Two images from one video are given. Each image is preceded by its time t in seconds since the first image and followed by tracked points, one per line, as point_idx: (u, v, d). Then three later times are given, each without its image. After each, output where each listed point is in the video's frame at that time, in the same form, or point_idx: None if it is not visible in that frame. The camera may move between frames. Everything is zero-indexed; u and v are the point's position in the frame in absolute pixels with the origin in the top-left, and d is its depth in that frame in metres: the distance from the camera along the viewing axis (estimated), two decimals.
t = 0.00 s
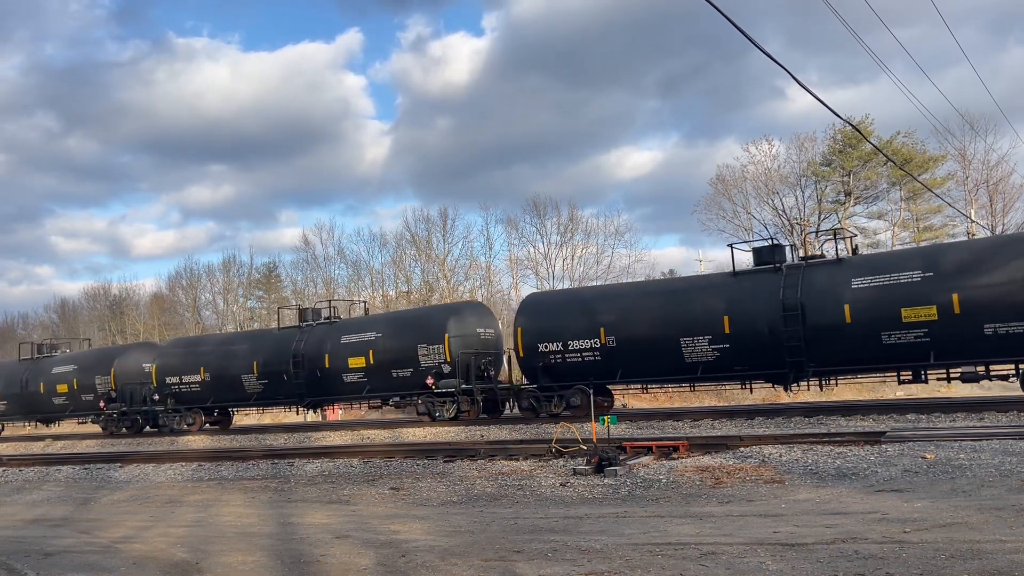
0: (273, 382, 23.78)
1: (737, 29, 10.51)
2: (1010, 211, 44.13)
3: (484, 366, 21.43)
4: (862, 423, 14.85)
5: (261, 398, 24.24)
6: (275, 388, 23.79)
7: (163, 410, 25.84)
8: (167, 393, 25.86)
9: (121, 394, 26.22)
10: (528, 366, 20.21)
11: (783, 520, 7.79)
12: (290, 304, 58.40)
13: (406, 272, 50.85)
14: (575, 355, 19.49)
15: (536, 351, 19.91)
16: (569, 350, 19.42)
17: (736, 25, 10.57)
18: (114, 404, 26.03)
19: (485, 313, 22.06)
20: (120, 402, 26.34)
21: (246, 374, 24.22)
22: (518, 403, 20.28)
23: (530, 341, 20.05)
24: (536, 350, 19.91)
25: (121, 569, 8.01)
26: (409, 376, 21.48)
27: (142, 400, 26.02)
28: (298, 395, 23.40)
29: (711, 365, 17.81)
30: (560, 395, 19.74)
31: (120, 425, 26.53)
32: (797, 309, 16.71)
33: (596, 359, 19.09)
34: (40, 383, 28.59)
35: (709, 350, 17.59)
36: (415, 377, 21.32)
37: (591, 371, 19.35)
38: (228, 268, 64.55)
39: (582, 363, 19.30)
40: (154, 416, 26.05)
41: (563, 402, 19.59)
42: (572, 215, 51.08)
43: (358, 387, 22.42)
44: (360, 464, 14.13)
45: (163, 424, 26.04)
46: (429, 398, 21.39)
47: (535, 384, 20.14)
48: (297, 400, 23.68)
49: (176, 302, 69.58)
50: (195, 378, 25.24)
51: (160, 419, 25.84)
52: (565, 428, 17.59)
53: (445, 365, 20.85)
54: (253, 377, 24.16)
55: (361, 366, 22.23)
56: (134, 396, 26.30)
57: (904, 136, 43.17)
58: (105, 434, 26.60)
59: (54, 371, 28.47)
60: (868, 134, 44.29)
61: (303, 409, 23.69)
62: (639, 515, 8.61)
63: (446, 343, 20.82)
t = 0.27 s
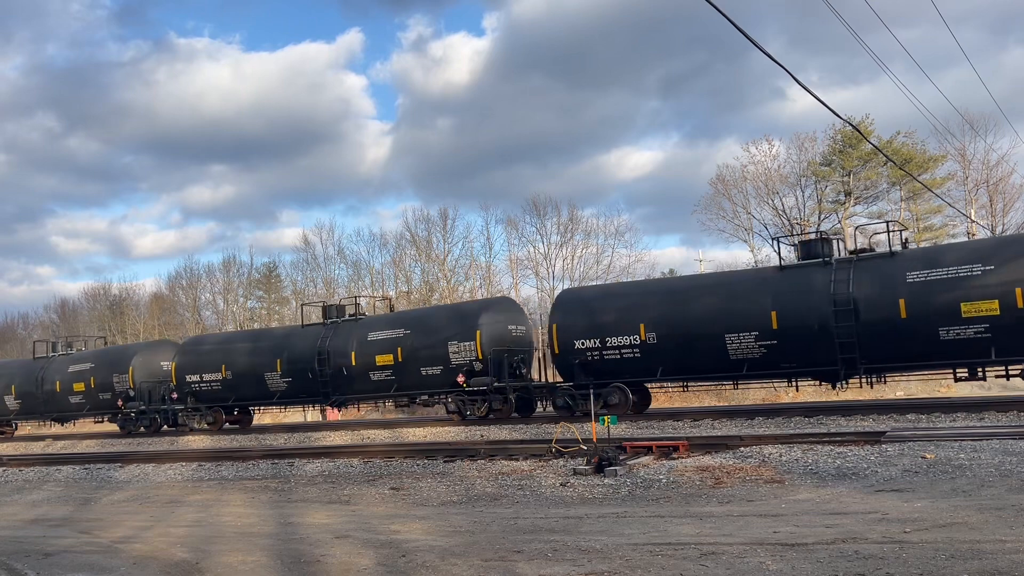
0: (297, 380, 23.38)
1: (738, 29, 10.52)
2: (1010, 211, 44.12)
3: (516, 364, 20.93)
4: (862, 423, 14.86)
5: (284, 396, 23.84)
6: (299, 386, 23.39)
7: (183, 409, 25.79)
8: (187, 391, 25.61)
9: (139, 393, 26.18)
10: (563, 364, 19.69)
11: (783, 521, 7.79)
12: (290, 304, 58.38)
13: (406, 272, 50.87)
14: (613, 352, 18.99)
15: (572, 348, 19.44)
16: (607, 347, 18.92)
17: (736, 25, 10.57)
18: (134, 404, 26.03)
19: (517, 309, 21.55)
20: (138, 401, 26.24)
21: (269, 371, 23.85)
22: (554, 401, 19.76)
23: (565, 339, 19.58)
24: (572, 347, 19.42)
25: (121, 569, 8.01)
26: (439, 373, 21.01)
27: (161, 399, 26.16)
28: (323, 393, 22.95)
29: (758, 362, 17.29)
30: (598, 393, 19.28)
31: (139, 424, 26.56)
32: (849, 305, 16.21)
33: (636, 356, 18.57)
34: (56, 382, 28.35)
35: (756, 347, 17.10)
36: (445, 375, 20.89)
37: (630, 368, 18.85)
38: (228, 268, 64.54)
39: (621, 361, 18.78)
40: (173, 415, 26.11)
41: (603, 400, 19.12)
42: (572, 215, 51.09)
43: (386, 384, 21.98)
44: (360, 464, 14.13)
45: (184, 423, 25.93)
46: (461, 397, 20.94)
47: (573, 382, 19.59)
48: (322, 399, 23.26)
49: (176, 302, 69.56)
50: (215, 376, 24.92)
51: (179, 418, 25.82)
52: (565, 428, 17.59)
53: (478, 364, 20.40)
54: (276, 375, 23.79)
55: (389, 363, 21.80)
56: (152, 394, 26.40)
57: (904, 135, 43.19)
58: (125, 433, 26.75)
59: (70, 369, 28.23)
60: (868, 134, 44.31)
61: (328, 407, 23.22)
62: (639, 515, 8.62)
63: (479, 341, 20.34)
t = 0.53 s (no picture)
0: (321, 378, 23.14)
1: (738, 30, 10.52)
2: (1010, 211, 44.12)
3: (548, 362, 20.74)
4: (862, 423, 14.86)
5: (308, 395, 23.62)
6: (325, 384, 23.17)
7: (203, 408, 25.62)
8: (208, 389, 25.46)
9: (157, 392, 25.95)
10: (600, 361, 19.24)
11: (783, 521, 7.79)
12: (290, 304, 58.38)
13: (406, 272, 50.88)
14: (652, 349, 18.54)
15: (609, 345, 18.99)
16: (647, 344, 18.46)
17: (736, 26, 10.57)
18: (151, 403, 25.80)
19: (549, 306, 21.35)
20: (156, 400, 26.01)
21: (293, 370, 23.61)
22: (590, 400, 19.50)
23: (602, 335, 19.12)
24: (609, 344, 19.00)
25: (121, 569, 8.01)
26: (470, 371, 20.80)
27: (181, 398, 25.97)
28: (349, 391, 22.70)
29: (807, 360, 16.84)
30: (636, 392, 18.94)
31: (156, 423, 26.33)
32: (903, 299, 15.72)
33: (677, 353, 18.12)
34: (71, 381, 28.07)
35: (805, 343, 16.64)
36: (477, 373, 20.70)
37: (671, 366, 18.41)
38: (228, 268, 64.55)
39: (661, 358, 18.35)
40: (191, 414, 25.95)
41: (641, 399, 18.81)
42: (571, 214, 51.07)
43: (415, 383, 21.77)
44: (361, 464, 14.13)
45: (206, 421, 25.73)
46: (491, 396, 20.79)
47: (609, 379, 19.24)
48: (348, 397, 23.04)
49: (176, 302, 69.56)
50: (237, 374, 24.73)
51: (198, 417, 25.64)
52: (565, 428, 17.60)
53: (510, 363, 20.24)
54: (300, 373, 23.57)
55: (418, 361, 21.61)
56: (171, 393, 26.11)
57: (904, 135, 43.19)
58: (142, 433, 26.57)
59: (87, 368, 27.96)
60: (868, 134, 44.31)
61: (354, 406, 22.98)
62: (639, 515, 8.62)
63: (512, 339, 20.19)
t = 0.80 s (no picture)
0: (348, 376, 22.80)
1: (738, 30, 10.52)
2: (1010, 211, 44.11)
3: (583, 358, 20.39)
4: (862, 423, 14.85)
5: (333, 393, 23.22)
6: (352, 382, 22.85)
7: (224, 407, 25.14)
8: (229, 387, 25.03)
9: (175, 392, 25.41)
10: (639, 357, 19.05)
11: (783, 521, 7.79)
12: (290, 305, 58.35)
13: (406, 272, 50.88)
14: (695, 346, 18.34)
15: (650, 341, 18.78)
16: (690, 341, 18.26)
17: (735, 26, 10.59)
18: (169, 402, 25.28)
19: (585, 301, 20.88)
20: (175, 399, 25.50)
21: (320, 368, 23.23)
22: (629, 397, 19.29)
23: (643, 331, 18.90)
24: (650, 340, 18.78)
25: (122, 569, 8.02)
26: (503, 369, 20.44)
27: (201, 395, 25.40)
28: (377, 389, 22.36)
29: (859, 356, 16.68)
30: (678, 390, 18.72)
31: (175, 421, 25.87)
32: (906, 299, 16.07)
33: (723, 349, 17.92)
34: (88, 379, 27.73)
35: (858, 339, 16.48)
36: (510, 370, 20.36)
37: (714, 363, 18.22)
38: (228, 268, 64.55)
39: (705, 354, 18.15)
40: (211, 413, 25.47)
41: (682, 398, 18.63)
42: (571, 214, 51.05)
43: (445, 380, 21.44)
44: (361, 464, 14.13)
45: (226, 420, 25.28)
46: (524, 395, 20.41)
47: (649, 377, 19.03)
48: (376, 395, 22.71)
49: (176, 302, 69.55)
50: (261, 372, 24.28)
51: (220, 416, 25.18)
52: (565, 428, 17.60)
53: (546, 360, 19.86)
54: (326, 370, 23.19)
55: (448, 358, 21.28)
56: (189, 391, 25.48)
57: (904, 136, 43.20)
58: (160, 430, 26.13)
59: (104, 367, 27.60)
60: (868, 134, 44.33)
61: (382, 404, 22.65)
62: (639, 515, 8.62)
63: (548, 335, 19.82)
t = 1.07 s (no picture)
0: (375, 374, 22.06)
1: (737, 30, 10.52)
2: (1010, 211, 44.11)
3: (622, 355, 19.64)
4: (862, 423, 14.85)
5: (360, 392, 22.52)
6: (379, 381, 22.11)
7: (246, 406, 24.66)
8: (251, 386, 24.45)
9: (196, 389, 25.18)
10: (682, 354, 18.50)
11: (783, 521, 7.79)
12: (290, 305, 58.34)
13: (406, 272, 50.89)
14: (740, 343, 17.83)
15: (693, 338, 18.28)
16: (735, 337, 17.76)
17: (735, 25, 10.59)
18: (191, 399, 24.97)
19: (618, 297, 20.19)
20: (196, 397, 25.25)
21: (345, 366, 22.50)
22: (669, 395, 18.73)
23: (685, 328, 18.39)
24: (693, 337, 18.25)
25: (122, 569, 8.02)
26: (538, 366, 19.68)
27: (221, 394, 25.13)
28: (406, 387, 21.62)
29: (914, 354, 16.17)
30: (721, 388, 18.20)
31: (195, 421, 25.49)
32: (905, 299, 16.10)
33: (771, 346, 17.41)
34: (107, 377, 27.26)
35: (914, 336, 15.97)
36: (545, 368, 19.60)
37: (760, 360, 17.72)
38: (228, 268, 64.55)
39: (751, 352, 17.65)
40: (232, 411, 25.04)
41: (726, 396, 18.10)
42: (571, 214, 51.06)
43: (477, 379, 20.67)
44: (361, 464, 14.13)
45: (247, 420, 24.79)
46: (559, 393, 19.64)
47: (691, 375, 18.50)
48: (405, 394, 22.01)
49: (176, 302, 69.54)
50: (284, 370, 23.64)
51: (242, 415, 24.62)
52: (565, 429, 17.62)
53: (582, 356, 19.11)
54: (353, 368, 22.47)
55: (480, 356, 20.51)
56: (210, 391, 25.24)
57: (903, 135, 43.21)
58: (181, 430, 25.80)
59: (122, 364, 27.16)
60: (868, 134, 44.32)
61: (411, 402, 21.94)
62: (639, 515, 8.62)
63: (583, 331, 19.07)
